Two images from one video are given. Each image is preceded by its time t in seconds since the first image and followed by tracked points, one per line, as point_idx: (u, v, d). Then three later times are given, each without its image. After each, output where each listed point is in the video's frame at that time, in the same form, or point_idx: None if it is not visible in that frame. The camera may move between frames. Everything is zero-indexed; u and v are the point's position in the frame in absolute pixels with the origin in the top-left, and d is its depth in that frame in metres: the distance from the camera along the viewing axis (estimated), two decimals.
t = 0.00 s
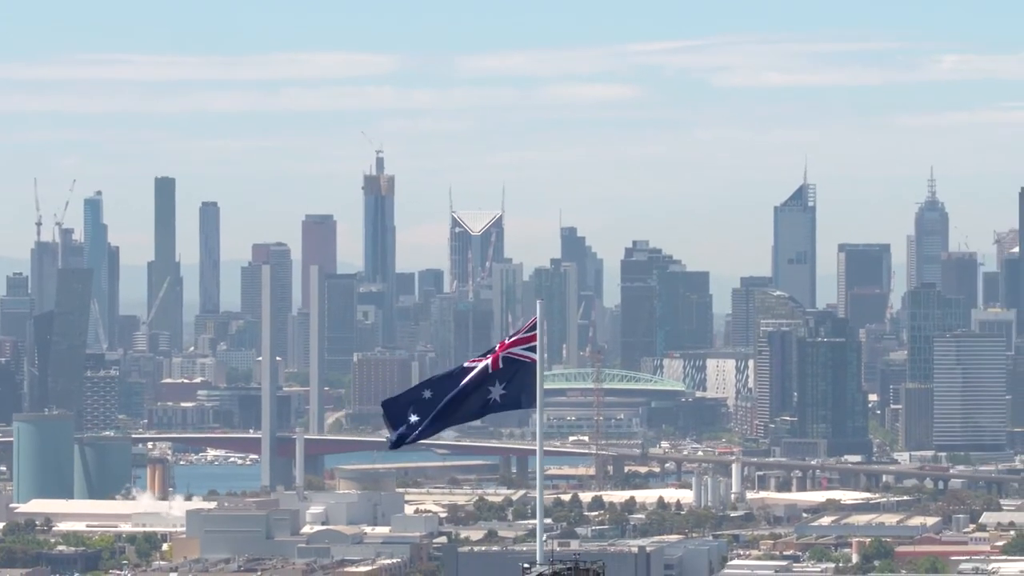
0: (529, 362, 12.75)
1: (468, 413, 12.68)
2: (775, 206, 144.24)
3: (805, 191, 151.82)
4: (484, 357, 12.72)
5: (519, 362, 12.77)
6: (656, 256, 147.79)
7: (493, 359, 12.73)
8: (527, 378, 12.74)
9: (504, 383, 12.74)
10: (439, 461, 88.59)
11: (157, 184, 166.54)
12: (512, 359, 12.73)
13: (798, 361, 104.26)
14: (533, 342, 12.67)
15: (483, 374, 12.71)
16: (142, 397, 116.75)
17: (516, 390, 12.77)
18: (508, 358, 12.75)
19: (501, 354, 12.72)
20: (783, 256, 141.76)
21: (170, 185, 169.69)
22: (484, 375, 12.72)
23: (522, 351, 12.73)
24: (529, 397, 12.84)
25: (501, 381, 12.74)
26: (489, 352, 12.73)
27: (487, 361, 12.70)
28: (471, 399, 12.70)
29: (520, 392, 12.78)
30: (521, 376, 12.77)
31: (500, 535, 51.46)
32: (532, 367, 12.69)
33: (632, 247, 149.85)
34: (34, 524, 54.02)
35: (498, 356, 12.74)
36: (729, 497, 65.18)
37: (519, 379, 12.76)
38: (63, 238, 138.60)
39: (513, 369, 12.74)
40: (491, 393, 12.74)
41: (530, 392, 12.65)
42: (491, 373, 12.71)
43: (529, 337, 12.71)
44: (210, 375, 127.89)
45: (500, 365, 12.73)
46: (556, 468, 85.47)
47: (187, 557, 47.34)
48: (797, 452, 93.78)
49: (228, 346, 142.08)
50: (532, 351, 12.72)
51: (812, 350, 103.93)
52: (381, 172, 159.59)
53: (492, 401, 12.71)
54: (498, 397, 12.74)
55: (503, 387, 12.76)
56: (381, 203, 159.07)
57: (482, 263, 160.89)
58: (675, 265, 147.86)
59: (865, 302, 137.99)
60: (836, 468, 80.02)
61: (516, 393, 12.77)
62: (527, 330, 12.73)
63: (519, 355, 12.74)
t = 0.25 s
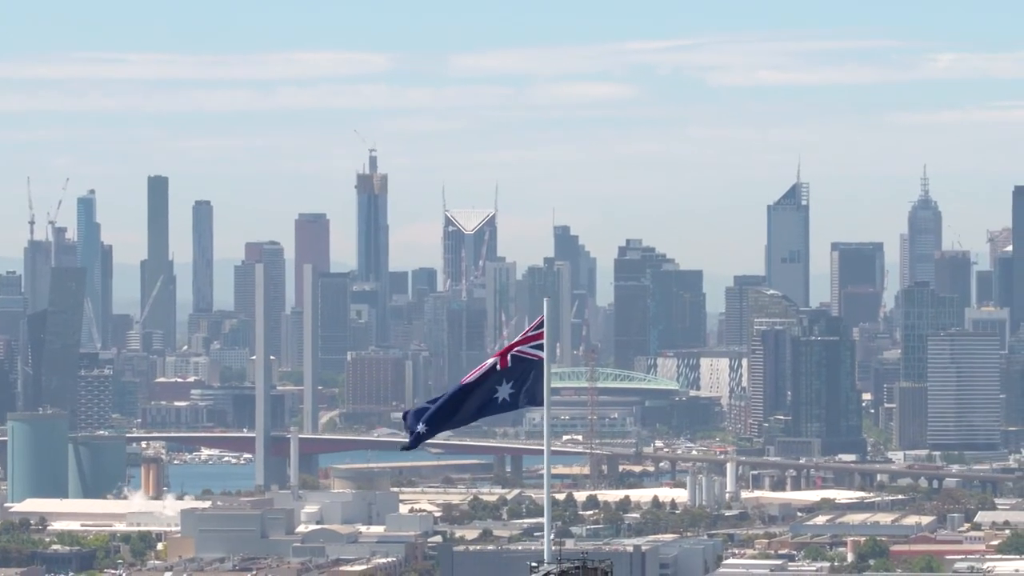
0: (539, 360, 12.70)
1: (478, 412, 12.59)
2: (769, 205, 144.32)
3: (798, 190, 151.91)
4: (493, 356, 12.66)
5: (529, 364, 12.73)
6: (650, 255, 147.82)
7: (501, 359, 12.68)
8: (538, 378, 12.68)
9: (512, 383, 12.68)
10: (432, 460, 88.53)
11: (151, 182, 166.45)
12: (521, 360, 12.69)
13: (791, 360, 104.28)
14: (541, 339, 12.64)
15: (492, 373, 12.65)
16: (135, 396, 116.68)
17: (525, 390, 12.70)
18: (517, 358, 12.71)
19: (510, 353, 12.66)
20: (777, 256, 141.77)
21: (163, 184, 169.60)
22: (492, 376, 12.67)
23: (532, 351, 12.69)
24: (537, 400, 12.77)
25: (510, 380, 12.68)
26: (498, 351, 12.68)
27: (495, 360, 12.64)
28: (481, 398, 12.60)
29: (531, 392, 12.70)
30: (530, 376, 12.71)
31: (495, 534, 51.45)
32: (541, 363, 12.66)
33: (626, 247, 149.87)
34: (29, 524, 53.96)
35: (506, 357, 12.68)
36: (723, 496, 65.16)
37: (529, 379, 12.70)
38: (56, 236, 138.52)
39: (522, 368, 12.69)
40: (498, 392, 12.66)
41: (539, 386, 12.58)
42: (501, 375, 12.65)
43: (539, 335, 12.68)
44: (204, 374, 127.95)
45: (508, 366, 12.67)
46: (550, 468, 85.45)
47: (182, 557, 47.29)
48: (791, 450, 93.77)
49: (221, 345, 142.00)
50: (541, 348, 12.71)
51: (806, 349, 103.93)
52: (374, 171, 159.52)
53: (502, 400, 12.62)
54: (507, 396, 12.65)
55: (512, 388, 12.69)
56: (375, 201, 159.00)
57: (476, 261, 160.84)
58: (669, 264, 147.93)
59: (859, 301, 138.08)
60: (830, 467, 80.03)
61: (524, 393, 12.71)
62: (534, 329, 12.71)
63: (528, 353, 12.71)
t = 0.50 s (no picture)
0: (544, 357, 12.67)
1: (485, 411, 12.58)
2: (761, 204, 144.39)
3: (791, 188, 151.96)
4: (500, 357, 12.66)
5: (537, 363, 12.71)
6: (643, 254, 147.81)
7: (509, 359, 12.68)
8: (543, 377, 12.65)
9: (519, 381, 12.67)
10: (425, 459, 88.50)
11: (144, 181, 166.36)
12: (528, 358, 12.66)
13: (784, 359, 104.31)
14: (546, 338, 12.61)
15: (499, 374, 12.65)
16: (127, 395, 116.47)
17: (534, 387, 12.67)
18: (525, 357, 12.69)
19: (517, 353, 12.67)
20: (770, 254, 141.74)
21: (155, 184, 169.48)
22: (499, 375, 12.67)
23: (536, 350, 12.67)
24: (546, 397, 12.74)
25: (518, 378, 12.66)
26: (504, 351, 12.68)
27: (502, 360, 12.64)
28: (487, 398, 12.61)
29: (536, 391, 12.68)
30: (536, 376, 12.69)
31: (488, 532, 51.54)
32: (547, 362, 12.64)
33: (619, 245, 149.89)
34: (22, 523, 53.97)
35: (513, 355, 12.68)
36: (717, 494, 65.24)
37: (534, 379, 12.67)
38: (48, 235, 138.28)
39: (529, 367, 12.66)
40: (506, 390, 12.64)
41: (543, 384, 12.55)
42: (506, 375, 12.65)
43: (544, 334, 12.65)
44: (196, 373, 127.81)
45: (515, 365, 12.67)
46: (542, 466, 85.48)
47: (175, 556, 47.32)
48: (784, 449, 93.75)
49: (213, 344, 141.82)
50: (548, 347, 12.68)
51: (799, 348, 103.94)
52: (367, 170, 159.44)
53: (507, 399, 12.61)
54: (515, 396, 12.64)
55: (519, 387, 12.68)
56: (367, 200, 158.92)
57: (468, 261, 160.75)
58: (661, 263, 147.94)
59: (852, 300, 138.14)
60: (823, 465, 80.12)
61: (532, 391, 12.69)
62: (541, 328, 12.68)
63: (534, 352, 12.68)
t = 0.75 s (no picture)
0: (549, 356, 11.79)
1: (492, 412, 11.66)
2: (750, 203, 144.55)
3: (781, 185, 152.23)
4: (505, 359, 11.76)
5: (541, 363, 11.82)
6: (631, 253, 147.98)
7: (515, 360, 11.77)
8: (549, 377, 11.74)
9: (525, 382, 11.77)
10: (415, 457, 88.62)
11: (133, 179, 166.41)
12: (533, 357, 11.78)
13: (773, 358, 104.49)
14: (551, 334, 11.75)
15: (505, 375, 11.74)
16: (116, 394, 116.55)
17: (538, 388, 11.78)
18: (529, 358, 11.81)
19: (523, 354, 11.78)
20: (758, 253, 141.77)
21: (143, 183, 169.47)
22: (506, 377, 11.76)
23: (541, 349, 11.79)
24: (550, 398, 11.85)
25: (524, 380, 11.77)
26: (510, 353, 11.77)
27: (508, 361, 11.74)
28: (495, 401, 11.70)
29: (543, 392, 11.78)
30: (543, 377, 11.79)
31: (479, 531, 51.47)
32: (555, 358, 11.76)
33: (607, 244, 149.92)
34: (11, 521, 53.87)
35: (519, 356, 11.79)
36: (706, 493, 65.26)
37: (541, 380, 11.77)
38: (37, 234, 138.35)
39: (533, 366, 11.78)
40: (512, 393, 11.73)
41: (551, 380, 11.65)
42: (513, 376, 11.75)
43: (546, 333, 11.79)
44: (186, 371, 128.00)
45: (520, 366, 11.78)
46: (532, 465, 85.53)
47: (164, 553, 47.23)
48: (773, 447, 93.84)
49: (202, 343, 141.88)
50: (552, 345, 11.80)
51: (789, 346, 104.10)
52: (355, 169, 159.50)
53: (514, 398, 11.69)
54: (521, 396, 11.73)
55: (526, 388, 11.77)
56: (355, 199, 159.03)
57: (457, 260, 160.87)
58: (650, 261, 148.07)
59: (840, 298, 138.05)
60: (813, 464, 80.22)
61: (541, 392, 11.78)
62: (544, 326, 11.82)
63: (538, 350, 11.80)
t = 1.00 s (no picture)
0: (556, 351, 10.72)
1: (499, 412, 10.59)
2: (742, 202, 144.59)
3: (772, 184, 152.26)
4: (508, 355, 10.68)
5: (545, 360, 10.77)
6: (623, 252, 148.02)
7: (518, 358, 10.70)
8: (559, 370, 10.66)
9: (532, 377, 10.70)
10: (407, 455, 88.65)
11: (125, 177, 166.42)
12: (538, 352, 10.71)
13: (765, 357, 104.57)
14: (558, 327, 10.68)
15: (509, 373, 10.66)
16: (108, 392, 116.59)
17: (545, 385, 10.71)
18: (535, 353, 10.75)
19: (528, 351, 10.69)
20: (750, 252, 141.79)
21: (134, 182, 169.44)
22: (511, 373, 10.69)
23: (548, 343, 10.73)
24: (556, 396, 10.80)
25: (528, 376, 10.69)
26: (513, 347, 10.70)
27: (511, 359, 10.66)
28: (501, 398, 10.63)
29: (548, 390, 10.72)
30: (551, 371, 10.73)
31: (472, 530, 51.36)
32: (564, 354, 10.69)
33: (599, 242, 149.87)
34: (3, 520, 53.83)
35: (523, 353, 10.71)
36: (699, 492, 65.18)
37: (547, 375, 10.70)
38: (29, 232, 138.37)
39: (539, 361, 10.71)
40: (517, 391, 10.66)
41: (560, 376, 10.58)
42: (519, 371, 10.67)
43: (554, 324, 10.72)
44: (177, 370, 128.04)
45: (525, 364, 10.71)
46: (524, 463, 85.50)
47: (157, 553, 47.16)
48: (765, 446, 93.91)
49: (194, 342, 141.89)
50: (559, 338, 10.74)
51: (781, 346, 104.19)
52: (346, 167, 159.48)
53: (521, 395, 10.62)
54: (527, 393, 10.65)
55: (531, 386, 10.71)
56: (346, 197, 159.03)
57: (449, 258, 160.86)
58: (641, 260, 148.10)
59: (832, 297, 137.95)
60: (805, 464, 80.22)
61: (547, 389, 10.71)
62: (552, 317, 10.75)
63: (545, 345, 10.75)
